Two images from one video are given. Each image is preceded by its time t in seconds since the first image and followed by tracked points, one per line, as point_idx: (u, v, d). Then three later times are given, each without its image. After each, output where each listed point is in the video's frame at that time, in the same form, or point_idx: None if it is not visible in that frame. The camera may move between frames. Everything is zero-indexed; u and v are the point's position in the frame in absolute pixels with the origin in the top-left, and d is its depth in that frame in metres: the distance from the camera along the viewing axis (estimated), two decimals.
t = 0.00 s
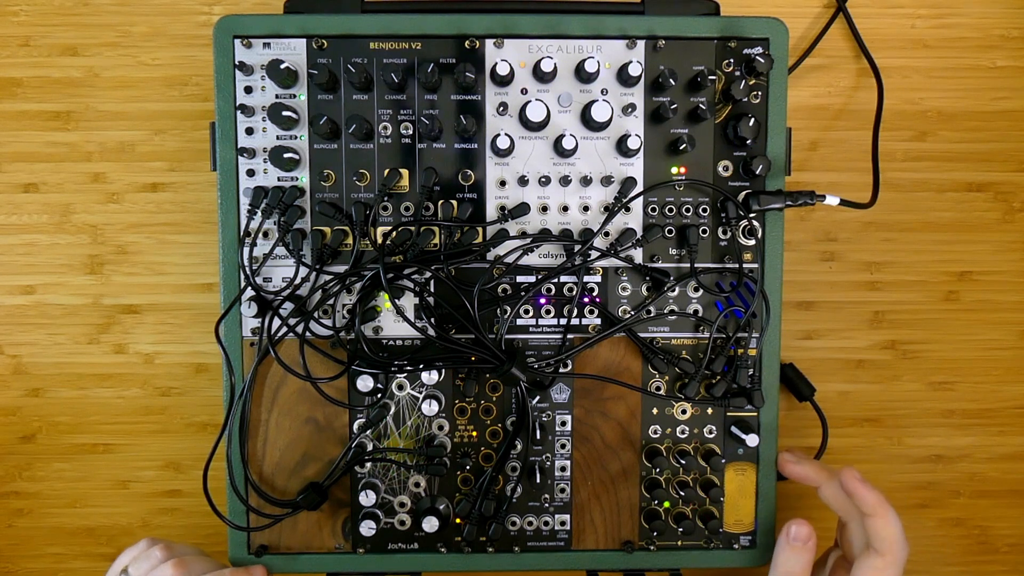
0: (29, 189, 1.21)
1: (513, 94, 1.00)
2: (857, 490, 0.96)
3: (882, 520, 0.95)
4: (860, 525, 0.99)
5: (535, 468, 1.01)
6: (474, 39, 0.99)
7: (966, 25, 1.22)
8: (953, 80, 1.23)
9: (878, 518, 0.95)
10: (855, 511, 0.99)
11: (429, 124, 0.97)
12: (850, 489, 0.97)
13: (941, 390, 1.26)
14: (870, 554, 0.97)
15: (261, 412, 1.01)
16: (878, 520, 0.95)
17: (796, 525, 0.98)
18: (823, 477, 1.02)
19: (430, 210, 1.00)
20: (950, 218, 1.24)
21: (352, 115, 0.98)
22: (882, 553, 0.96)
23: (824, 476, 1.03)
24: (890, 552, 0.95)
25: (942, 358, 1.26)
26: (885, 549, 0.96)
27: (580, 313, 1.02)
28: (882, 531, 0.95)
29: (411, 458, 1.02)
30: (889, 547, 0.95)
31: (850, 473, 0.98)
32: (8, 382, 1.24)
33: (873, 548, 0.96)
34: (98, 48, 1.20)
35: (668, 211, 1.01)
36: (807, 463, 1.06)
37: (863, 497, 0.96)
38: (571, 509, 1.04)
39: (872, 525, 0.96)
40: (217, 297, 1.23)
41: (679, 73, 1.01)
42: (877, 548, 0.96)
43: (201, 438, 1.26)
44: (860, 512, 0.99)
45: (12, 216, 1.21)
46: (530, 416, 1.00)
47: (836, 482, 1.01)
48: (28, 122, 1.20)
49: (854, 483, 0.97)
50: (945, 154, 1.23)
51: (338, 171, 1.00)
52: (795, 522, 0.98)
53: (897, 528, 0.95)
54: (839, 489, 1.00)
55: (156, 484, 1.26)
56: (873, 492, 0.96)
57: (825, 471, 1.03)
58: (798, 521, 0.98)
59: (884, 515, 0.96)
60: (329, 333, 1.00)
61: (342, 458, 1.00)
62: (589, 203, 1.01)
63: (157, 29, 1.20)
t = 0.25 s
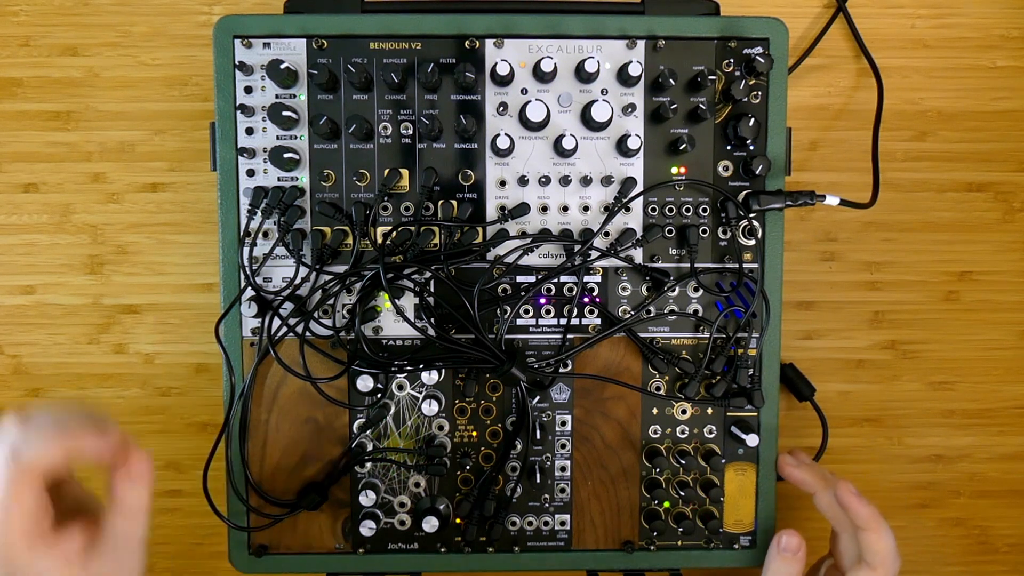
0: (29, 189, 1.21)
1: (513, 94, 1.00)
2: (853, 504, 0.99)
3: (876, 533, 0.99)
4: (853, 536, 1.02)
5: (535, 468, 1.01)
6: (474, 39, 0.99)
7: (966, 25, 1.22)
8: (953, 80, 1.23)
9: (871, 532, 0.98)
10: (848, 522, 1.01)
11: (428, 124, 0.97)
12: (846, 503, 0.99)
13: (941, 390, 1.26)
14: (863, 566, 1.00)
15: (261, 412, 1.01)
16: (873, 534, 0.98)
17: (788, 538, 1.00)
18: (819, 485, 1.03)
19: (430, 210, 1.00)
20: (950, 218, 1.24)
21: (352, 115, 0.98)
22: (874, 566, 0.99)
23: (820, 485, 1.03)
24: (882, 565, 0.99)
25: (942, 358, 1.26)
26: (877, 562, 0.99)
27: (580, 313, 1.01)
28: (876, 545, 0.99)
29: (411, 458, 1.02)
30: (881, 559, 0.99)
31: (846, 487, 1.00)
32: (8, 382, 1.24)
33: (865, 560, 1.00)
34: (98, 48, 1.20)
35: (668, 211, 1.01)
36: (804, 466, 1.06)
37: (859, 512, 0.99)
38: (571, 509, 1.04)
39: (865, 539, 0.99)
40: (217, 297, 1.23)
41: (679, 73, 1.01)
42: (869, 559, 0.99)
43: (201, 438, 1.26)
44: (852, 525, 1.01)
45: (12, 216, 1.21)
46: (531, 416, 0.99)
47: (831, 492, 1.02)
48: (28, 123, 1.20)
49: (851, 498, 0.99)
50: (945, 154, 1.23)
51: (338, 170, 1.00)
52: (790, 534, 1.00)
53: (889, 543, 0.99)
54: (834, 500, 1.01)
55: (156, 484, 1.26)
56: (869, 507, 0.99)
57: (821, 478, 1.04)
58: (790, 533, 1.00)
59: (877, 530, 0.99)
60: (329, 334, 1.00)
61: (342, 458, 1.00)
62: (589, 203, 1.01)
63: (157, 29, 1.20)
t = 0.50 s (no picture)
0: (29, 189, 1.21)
1: (513, 94, 1.00)
2: (845, 511, 0.99)
3: (868, 540, 1.00)
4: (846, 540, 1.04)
5: (535, 468, 1.01)
6: (474, 39, 0.99)
7: (966, 25, 1.23)
8: (953, 81, 1.23)
9: (863, 538, 1.00)
10: (841, 526, 1.03)
11: (428, 124, 0.97)
12: (840, 509, 0.99)
13: (941, 390, 1.26)
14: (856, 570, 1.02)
15: (261, 413, 1.01)
16: (865, 540, 1.00)
17: (782, 543, 1.01)
18: (815, 489, 1.04)
19: (430, 210, 1.00)
20: (950, 218, 1.24)
21: (353, 115, 0.98)
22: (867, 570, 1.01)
23: (815, 489, 1.04)
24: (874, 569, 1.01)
25: (942, 358, 1.26)
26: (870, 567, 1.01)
27: (580, 313, 1.02)
28: (869, 550, 1.00)
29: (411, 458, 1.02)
30: (874, 564, 1.01)
31: (840, 493, 1.00)
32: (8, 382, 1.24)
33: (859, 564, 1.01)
34: (98, 48, 1.20)
35: (668, 211, 1.01)
36: (801, 469, 1.06)
37: (851, 518, 0.99)
38: (571, 509, 1.04)
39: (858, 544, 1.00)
40: (217, 297, 1.23)
41: (679, 73, 1.01)
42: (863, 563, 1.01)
43: (201, 438, 1.26)
44: (846, 530, 1.03)
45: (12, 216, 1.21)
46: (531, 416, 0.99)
47: (826, 498, 1.03)
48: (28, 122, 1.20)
49: (844, 505, 0.99)
50: (945, 154, 1.23)
51: (338, 170, 1.00)
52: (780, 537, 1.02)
53: (882, 548, 1.00)
54: (829, 505, 1.02)
55: (157, 485, 1.26)
56: (861, 513, 0.99)
57: (818, 481, 1.04)
58: (784, 539, 1.01)
59: (870, 535, 1.00)
60: (329, 334, 1.00)
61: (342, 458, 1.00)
62: (589, 203, 1.01)
63: (157, 29, 1.20)
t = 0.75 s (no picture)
0: (29, 189, 1.21)
1: (513, 94, 1.00)
2: (846, 513, 1.00)
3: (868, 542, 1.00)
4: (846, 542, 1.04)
5: (535, 468, 1.01)
6: (475, 39, 0.99)
7: (966, 25, 1.22)
8: (953, 81, 1.23)
9: (863, 541, 1.00)
10: (842, 529, 1.03)
11: (429, 124, 0.97)
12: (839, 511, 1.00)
13: (941, 389, 1.26)
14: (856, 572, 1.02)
15: (261, 413, 1.01)
16: (866, 543, 1.00)
17: (782, 547, 1.01)
18: (815, 491, 1.04)
19: (430, 210, 1.00)
20: (950, 218, 1.24)
21: (353, 115, 0.98)
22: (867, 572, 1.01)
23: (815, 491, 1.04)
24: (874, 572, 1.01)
25: (942, 358, 1.26)
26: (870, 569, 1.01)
27: (580, 313, 1.02)
28: (869, 553, 1.00)
29: (411, 458, 1.02)
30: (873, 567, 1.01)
31: (841, 496, 1.00)
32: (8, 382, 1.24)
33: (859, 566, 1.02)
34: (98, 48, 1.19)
35: (668, 211, 1.01)
36: (802, 471, 1.06)
37: (851, 520, 1.00)
38: (571, 509, 1.04)
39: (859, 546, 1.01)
40: (217, 297, 1.23)
41: (679, 73, 1.01)
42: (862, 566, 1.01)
43: (201, 438, 1.25)
44: (846, 533, 1.03)
45: (12, 216, 1.21)
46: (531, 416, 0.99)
47: (826, 500, 1.03)
48: (29, 123, 1.20)
49: (844, 506, 1.00)
50: (945, 154, 1.23)
51: (338, 171, 1.00)
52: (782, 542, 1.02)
53: (882, 552, 1.00)
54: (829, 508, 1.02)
55: (157, 485, 1.26)
56: (862, 515, 1.00)
57: (818, 484, 1.04)
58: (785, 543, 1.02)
59: (870, 538, 1.00)
60: (330, 334, 1.00)
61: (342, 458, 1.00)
62: (590, 203, 1.01)
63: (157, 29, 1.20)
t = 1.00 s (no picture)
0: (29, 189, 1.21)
1: (513, 94, 1.00)
2: (849, 512, 0.99)
3: (871, 541, 1.00)
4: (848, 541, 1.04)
5: (535, 468, 1.01)
6: (475, 39, 0.99)
7: (966, 25, 1.23)
8: (953, 81, 1.23)
9: (866, 541, 1.00)
10: (844, 528, 1.03)
11: (429, 124, 0.97)
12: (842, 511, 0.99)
13: (941, 389, 1.26)
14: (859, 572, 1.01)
15: (261, 413, 1.01)
16: (868, 542, 1.00)
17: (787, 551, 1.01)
18: (816, 491, 1.04)
19: (430, 210, 1.00)
20: (950, 218, 1.24)
21: (353, 115, 0.98)
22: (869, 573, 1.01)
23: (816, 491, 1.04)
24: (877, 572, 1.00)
25: (942, 359, 1.26)
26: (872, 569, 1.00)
27: (580, 313, 1.01)
28: (872, 553, 1.00)
29: (411, 458, 1.02)
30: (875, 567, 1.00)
31: (844, 495, 1.00)
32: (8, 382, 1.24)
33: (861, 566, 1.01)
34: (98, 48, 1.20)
35: (668, 211, 1.01)
36: (802, 471, 1.06)
37: (854, 519, 0.99)
38: (571, 509, 1.04)
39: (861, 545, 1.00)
40: (217, 297, 1.23)
41: (679, 73, 1.01)
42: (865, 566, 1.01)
43: (201, 438, 1.25)
44: (848, 532, 1.03)
45: (12, 216, 1.21)
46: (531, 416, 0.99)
47: (828, 499, 1.02)
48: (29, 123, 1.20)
49: (847, 506, 0.99)
50: (945, 154, 1.23)
51: (338, 171, 1.00)
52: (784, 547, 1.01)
53: (885, 552, 1.00)
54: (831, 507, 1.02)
55: (157, 485, 1.26)
56: (865, 515, 0.99)
57: (818, 484, 1.04)
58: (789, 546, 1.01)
59: (873, 538, 1.00)
60: (329, 334, 1.00)
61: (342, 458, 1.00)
62: (590, 203, 1.01)
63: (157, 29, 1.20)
